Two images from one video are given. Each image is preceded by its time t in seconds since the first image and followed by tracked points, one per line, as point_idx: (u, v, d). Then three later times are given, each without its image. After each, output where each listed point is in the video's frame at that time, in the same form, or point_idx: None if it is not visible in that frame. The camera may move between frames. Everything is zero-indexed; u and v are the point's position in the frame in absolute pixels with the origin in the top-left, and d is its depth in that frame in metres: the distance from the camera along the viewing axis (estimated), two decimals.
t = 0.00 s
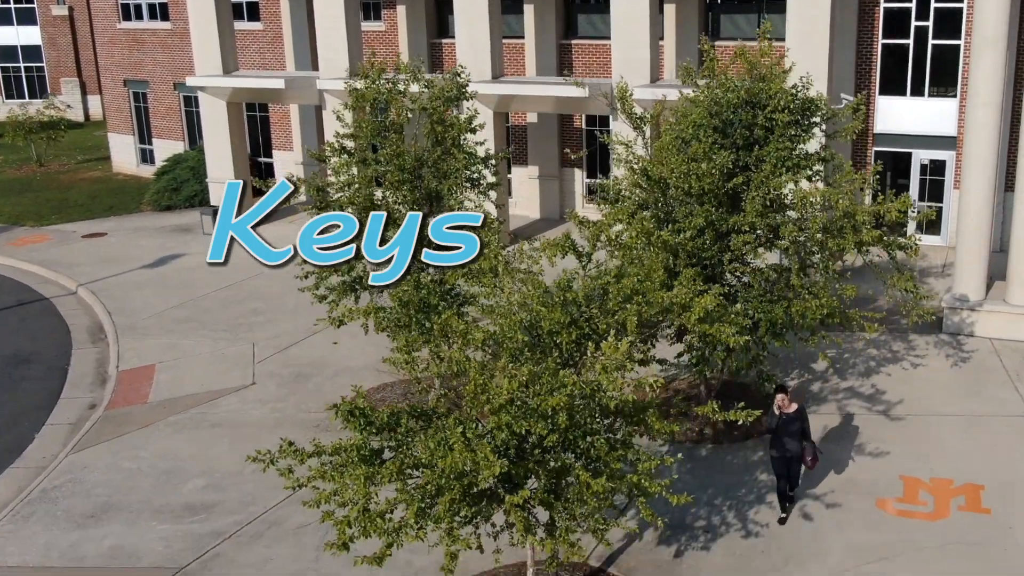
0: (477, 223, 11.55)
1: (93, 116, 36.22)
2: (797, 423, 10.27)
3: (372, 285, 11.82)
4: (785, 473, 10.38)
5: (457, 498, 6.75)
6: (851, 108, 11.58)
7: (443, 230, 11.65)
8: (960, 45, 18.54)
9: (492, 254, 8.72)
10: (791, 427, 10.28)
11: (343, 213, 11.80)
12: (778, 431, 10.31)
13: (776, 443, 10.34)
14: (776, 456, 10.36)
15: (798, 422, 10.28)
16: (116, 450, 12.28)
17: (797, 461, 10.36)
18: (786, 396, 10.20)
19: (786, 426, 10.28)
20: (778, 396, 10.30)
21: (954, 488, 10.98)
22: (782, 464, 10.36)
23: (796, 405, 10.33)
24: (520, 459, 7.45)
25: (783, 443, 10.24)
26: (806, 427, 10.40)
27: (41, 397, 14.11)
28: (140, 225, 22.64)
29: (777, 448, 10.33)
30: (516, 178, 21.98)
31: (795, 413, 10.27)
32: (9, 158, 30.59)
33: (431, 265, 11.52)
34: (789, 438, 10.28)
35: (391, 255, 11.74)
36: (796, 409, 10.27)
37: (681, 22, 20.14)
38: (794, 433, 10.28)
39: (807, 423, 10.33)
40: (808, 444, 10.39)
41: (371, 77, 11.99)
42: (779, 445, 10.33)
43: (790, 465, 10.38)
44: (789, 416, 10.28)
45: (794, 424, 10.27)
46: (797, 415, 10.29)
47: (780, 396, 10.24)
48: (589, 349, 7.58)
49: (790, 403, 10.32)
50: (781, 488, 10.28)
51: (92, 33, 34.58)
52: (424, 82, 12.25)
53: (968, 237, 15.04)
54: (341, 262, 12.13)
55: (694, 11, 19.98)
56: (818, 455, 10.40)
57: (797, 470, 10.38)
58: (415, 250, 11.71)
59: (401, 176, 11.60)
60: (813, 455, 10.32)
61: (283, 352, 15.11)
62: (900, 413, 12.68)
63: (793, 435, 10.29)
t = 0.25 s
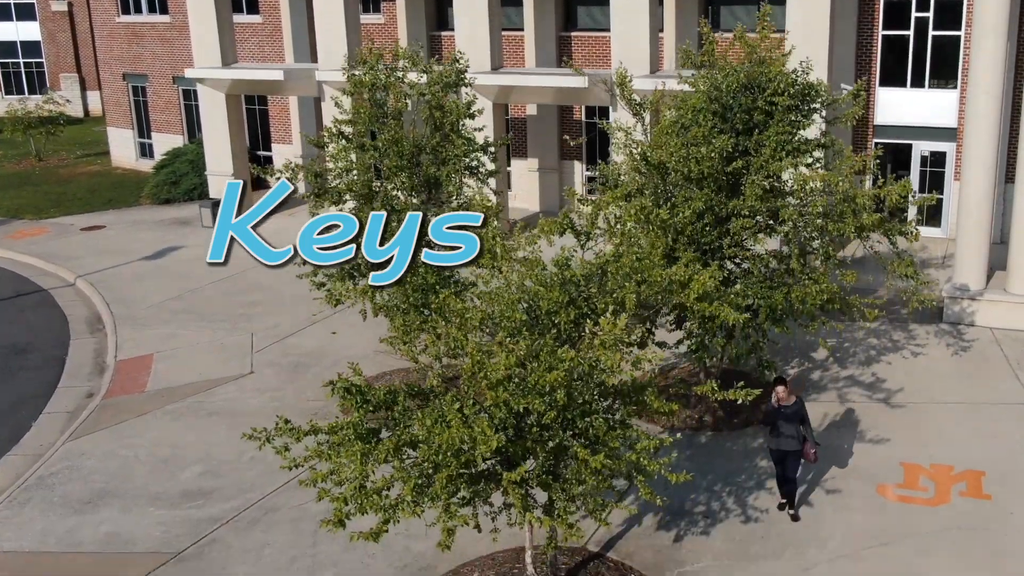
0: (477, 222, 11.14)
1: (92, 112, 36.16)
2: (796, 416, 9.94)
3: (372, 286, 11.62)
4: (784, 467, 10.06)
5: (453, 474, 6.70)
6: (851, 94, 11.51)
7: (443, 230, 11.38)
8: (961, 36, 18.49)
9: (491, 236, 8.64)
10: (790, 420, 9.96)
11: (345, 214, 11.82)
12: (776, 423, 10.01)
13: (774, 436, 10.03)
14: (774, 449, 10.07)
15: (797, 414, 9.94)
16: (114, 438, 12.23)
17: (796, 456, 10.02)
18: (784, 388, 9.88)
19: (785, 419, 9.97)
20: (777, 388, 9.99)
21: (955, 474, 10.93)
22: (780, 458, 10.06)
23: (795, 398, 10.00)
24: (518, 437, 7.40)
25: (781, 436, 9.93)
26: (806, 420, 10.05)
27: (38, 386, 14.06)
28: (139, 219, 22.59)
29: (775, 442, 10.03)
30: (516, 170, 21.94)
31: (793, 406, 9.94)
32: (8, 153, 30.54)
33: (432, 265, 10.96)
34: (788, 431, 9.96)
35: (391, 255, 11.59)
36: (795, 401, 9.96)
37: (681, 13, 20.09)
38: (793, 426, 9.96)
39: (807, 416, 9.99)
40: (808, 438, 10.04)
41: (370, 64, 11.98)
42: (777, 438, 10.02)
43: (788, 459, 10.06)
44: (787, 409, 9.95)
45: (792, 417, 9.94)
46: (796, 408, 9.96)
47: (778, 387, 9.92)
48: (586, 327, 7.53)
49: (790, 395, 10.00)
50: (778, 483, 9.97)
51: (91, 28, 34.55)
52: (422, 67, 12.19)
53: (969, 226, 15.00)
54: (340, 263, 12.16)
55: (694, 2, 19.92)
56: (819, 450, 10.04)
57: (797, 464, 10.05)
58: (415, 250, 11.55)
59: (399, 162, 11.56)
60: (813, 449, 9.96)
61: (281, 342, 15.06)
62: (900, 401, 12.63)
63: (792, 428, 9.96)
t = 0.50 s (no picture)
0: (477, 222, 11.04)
1: (92, 108, 36.14)
2: (797, 414, 9.67)
3: (372, 285, 11.21)
4: (783, 466, 9.80)
5: (451, 453, 6.64)
6: (851, 82, 11.46)
7: (443, 230, 11.16)
8: (962, 28, 18.45)
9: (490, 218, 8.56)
10: (790, 419, 9.68)
11: (344, 213, 11.76)
12: (775, 421, 9.74)
13: (773, 434, 9.76)
14: (773, 447, 9.81)
15: (797, 413, 9.66)
16: (111, 427, 12.20)
17: (796, 455, 9.74)
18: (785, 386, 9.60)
19: (785, 417, 9.69)
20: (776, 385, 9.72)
21: (955, 463, 10.89)
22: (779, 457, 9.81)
23: (796, 395, 9.71)
24: (515, 419, 7.34)
25: (780, 434, 9.66)
26: (807, 420, 9.76)
27: (36, 376, 14.03)
28: (138, 212, 22.57)
29: (774, 440, 9.75)
30: (516, 164, 21.93)
31: (794, 404, 9.67)
32: (7, 148, 30.53)
33: (431, 263, 10.68)
34: (787, 430, 9.68)
35: (391, 256, 11.38)
36: (795, 401, 9.67)
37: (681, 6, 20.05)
38: (793, 424, 9.68)
39: (807, 414, 9.70)
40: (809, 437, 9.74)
41: (369, 52, 11.97)
42: (776, 436, 9.75)
43: (787, 457, 9.79)
44: (787, 407, 9.68)
45: (792, 416, 9.67)
46: (796, 406, 9.69)
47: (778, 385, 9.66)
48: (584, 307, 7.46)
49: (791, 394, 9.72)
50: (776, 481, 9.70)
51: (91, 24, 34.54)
52: (420, 54, 12.16)
53: (970, 216, 14.97)
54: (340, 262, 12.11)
55: None
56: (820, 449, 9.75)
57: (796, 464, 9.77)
58: (415, 250, 11.31)
59: (397, 150, 11.52)
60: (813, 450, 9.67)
61: (280, 333, 15.02)
62: (900, 390, 12.59)
63: (792, 426, 9.68)
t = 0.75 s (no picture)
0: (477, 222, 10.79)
1: (91, 104, 36.11)
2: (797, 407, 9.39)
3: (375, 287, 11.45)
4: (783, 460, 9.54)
5: (448, 431, 6.59)
6: (852, 68, 11.41)
7: (443, 230, 11.05)
8: (962, 20, 18.39)
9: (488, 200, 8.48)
10: (790, 412, 9.40)
11: (344, 213, 11.94)
12: (775, 415, 9.46)
13: (773, 428, 9.49)
14: (772, 441, 9.55)
15: (798, 406, 9.38)
16: (109, 416, 12.16)
17: (796, 448, 9.49)
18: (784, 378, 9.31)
19: (785, 410, 9.42)
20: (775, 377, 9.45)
21: (956, 450, 10.84)
22: (779, 450, 9.55)
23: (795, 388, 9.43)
24: (514, 399, 7.28)
25: (780, 428, 9.39)
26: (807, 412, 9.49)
27: (34, 366, 13.99)
28: (137, 206, 22.54)
29: (774, 434, 9.49)
30: (516, 157, 21.90)
31: (793, 396, 9.39)
32: (6, 144, 30.50)
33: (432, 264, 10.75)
34: (788, 423, 9.42)
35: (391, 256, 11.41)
36: (794, 393, 9.38)
37: None
38: (793, 417, 9.41)
39: (808, 407, 9.43)
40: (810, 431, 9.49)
41: (367, 38, 11.93)
42: (776, 430, 9.48)
43: (787, 451, 9.54)
44: (787, 399, 9.40)
45: (792, 408, 9.39)
46: (796, 398, 9.40)
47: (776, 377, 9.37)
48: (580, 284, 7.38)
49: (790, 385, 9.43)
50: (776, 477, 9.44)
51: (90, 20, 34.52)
52: (418, 41, 12.13)
53: (970, 206, 14.93)
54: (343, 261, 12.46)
55: None
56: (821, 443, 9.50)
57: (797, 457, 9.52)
58: (415, 249, 11.30)
59: (395, 137, 11.48)
60: (814, 442, 9.42)
61: (278, 323, 14.98)
62: (901, 379, 12.55)
63: (792, 420, 9.42)
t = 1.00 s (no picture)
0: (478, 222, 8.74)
1: (91, 101, 36.09)
2: (794, 402, 9.20)
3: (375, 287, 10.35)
4: (779, 457, 9.35)
5: (446, 411, 6.56)
6: (852, 57, 11.36)
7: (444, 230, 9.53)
8: (963, 12, 18.34)
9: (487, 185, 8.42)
10: (787, 408, 9.20)
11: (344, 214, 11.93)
12: (772, 411, 9.26)
13: (770, 424, 9.28)
14: (769, 437, 9.35)
15: (795, 401, 9.19)
16: (107, 405, 12.13)
17: (793, 444, 9.30)
18: (781, 373, 9.12)
19: (782, 406, 9.22)
20: (771, 372, 9.25)
21: (957, 439, 10.81)
22: (775, 447, 9.35)
23: (793, 383, 9.25)
24: (512, 381, 7.25)
25: (777, 424, 9.19)
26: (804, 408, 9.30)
27: (32, 357, 13.96)
28: (136, 200, 22.51)
29: (771, 430, 9.28)
30: (516, 152, 21.88)
31: (791, 392, 9.20)
32: (6, 139, 30.47)
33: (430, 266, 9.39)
34: (785, 419, 9.22)
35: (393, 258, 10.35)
36: (792, 388, 9.19)
37: None
38: (790, 413, 9.21)
39: (805, 403, 9.24)
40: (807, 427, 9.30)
41: (366, 27, 11.91)
42: (773, 426, 9.27)
43: (784, 447, 9.35)
44: (784, 394, 9.21)
45: (789, 404, 9.20)
46: (793, 394, 9.21)
47: (773, 372, 9.17)
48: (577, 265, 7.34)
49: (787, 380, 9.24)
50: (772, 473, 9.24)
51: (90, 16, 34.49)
52: (417, 29, 12.11)
53: (971, 198, 14.89)
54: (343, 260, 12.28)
55: None
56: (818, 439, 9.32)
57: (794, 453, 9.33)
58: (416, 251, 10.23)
59: (394, 126, 11.45)
60: (811, 439, 9.23)
61: (277, 315, 14.95)
62: (901, 369, 12.52)
63: (789, 416, 9.22)
